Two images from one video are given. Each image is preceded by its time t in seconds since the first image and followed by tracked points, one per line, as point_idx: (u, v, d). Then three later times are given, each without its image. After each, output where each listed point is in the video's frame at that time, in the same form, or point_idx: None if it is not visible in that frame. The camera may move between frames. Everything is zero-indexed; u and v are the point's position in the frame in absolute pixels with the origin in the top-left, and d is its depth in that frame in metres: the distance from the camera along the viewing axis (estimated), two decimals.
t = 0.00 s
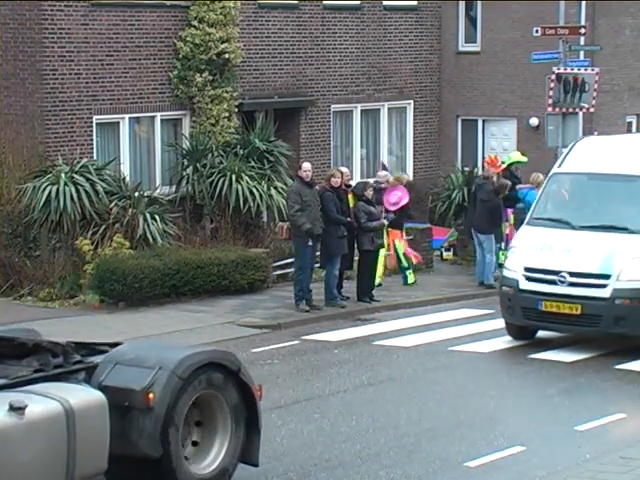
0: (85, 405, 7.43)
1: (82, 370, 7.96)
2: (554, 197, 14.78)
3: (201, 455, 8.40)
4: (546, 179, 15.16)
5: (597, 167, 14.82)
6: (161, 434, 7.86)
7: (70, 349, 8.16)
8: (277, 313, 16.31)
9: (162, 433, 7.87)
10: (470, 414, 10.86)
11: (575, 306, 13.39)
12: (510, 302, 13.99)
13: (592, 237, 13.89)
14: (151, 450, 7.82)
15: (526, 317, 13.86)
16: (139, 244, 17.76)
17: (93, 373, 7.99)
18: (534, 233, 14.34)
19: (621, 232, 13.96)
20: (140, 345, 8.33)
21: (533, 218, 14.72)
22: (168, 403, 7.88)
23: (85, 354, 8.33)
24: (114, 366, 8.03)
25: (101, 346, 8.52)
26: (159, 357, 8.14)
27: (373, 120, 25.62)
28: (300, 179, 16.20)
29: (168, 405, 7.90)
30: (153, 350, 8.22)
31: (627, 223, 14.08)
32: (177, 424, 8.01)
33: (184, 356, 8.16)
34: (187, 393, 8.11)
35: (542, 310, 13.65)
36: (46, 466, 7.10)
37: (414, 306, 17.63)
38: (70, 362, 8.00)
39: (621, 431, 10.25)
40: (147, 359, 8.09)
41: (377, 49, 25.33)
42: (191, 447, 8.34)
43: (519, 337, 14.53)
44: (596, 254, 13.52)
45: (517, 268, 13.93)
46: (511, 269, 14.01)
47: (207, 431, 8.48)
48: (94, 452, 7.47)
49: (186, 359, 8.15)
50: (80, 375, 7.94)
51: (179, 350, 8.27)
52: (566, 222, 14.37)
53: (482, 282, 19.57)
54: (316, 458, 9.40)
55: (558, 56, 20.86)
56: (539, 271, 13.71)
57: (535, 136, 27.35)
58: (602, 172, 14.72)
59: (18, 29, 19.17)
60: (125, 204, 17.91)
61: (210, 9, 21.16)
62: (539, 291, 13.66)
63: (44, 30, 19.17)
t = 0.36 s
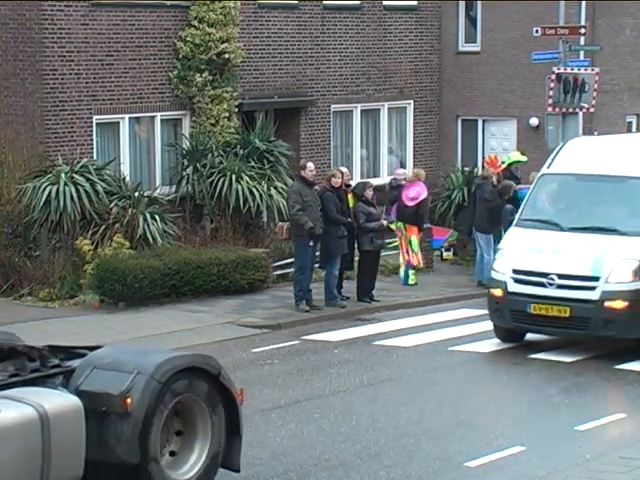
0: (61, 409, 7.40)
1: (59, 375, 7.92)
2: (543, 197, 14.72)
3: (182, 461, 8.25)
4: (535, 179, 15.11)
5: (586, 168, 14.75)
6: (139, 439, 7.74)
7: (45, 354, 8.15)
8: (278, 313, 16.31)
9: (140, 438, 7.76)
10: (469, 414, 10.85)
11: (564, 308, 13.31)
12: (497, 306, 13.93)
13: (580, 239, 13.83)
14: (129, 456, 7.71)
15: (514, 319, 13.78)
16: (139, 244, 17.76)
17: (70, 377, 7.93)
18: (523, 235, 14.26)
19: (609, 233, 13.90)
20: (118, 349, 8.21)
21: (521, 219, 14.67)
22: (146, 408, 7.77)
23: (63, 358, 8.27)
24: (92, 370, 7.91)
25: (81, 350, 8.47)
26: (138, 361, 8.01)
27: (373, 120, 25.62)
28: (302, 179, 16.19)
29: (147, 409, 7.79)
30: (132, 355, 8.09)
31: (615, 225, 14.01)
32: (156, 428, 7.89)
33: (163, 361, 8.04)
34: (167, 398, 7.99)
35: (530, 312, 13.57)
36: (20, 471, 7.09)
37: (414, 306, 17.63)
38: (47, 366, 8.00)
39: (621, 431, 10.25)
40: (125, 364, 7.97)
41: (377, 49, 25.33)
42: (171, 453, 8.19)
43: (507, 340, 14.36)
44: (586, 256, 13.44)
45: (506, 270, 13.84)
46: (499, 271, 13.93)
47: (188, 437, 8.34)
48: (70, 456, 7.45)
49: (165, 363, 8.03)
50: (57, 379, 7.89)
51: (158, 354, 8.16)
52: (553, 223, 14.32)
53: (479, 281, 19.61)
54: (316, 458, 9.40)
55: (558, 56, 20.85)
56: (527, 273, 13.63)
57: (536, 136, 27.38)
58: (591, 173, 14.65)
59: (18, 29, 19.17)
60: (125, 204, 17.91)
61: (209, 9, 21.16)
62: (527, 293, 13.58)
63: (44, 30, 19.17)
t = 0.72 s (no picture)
0: (35, 413, 7.30)
1: (36, 379, 7.81)
2: (532, 199, 14.54)
3: (161, 465, 8.16)
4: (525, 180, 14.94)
5: (576, 169, 14.57)
6: (116, 445, 7.62)
7: (22, 358, 8.02)
8: (278, 313, 16.32)
9: (118, 443, 7.64)
10: (470, 414, 10.86)
11: (553, 311, 13.23)
12: (486, 307, 13.81)
13: (570, 240, 13.67)
14: (106, 461, 7.60)
15: (503, 322, 13.66)
16: (139, 244, 17.76)
17: (47, 381, 7.82)
18: (512, 236, 14.14)
19: (600, 235, 13.74)
20: (97, 352, 8.08)
21: (511, 221, 14.50)
22: (124, 413, 7.65)
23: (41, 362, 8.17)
24: (69, 375, 7.79)
25: (56, 353, 8.40)
26: (116, 365, 7.89)
27: (373, 120, 25.63)
28: (302, 179, 16.19)
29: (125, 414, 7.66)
30: (109, 358, 7.97)
31: (606, 226, 13.85)
32: (133, 433, 7.78)
33: (142, 365, 7.91)
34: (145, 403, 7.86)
35: (519, 314, 13.46)
36: None
37: (414, 306, 17.63)
38: (24, 371, 7.89)
39: (621, 431, 10.25)
40: (103, 368, 7.84)
41: (377, 49, 25.34)
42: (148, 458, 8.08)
43: (496, 343, 14.25)
44: (574, 257, 13.35)
45: (494, 272, 13.75)
46: (488, 273, 13.84)
47: (168, 442, 8.23)
48: (45, 460, 7.35)
49: (143, 368, 7.88)
50: (34, 383, 7.78)
51: (137, 358, 8.01)
52: (543, 225, 14.16)
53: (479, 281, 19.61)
54: (316, 459, 9.41)
55: (558, 56, 20.84)
56: (515, 275, 13.54)
57: (536, 135, 27.40)
58: (581, 173, 14.48)
59: (18, 28, 19.17)
60: (125, 204, 17.91)
61: (210, 9, 21.17)
62: (516, 295, 13.48)
63: (44, 30, 19.17)
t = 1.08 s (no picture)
0: (8, 419, 6.96)
1: (11, 384, 7.44)
2: (523, 201, 14.29)
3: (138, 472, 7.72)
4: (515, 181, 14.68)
5: (566, 169, 14.32)
6: (93, 451, 7.21)
7: None
8: (278, 313, 16.32)
9: (94, 450, 7.22)
10: (470, 414, 10.86)
11: (543, 313, 12.96)
12: (475, 309, 13.54)
13: (560, 242, 13.40)
14: (82, 468, 7.20)
15: (493, 324, 13.40)
16: (139, 244, 17.76)
17: (23, 386, 7.43)
18: (501, 237, 13.88)
19: (590, 236, 13.49)
20: (74, 356, 7.66)
21: (501, 222, 14.25)
22: (101, 418, 7.23)
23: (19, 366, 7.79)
24: (44, 380, 7.37)
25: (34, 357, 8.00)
26: (93, 369, 7.46)
27: (373, 120, 25.63)
28: (302, 179, 16.19)
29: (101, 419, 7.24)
30: (87, 362, 7.54)
31: (597, 227, 13.60)
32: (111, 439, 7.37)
33: (118, 368, 7.49)
34: (123, 408, 7.44)
35: (509, 317, 13.21)
36: None
37: (414, 306, 17.64)
38: None
39: (622, 431, 10.25)
40: (80, 372, 7.41)
41: (377, 49, 25.33)
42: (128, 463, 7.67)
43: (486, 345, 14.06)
44: (565, 258, 13.08)
45: (484, 274, 13.49)
46: (477, 275, 13.57)
47: (147, 448, 7.82)
48: (20, 467, 7.00)
49: (121, 371, 7.47)
50: (9, 389, 7.41)
51: (115, 362, 7.59)
52: (533, 226, 13.91)
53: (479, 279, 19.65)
54: (316, 459, 9.41)
55: (558, 56, 20.83)
56: (505, 277, 13.27)
57: (536, 135, 27.39)
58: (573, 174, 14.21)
59: (18, 28, 19.16)
60: (125, 204, 17.91)
61: (210, 9, 21.17)
62: (506, 298, 13.23)
63: (44, 30, 19.18)
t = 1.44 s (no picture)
0: None
1: None
2: (512, 201, 13.98)
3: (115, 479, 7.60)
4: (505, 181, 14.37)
5: (556, 170, 14.04)
6: (68, 456, 7.10)
7: None
8: (278, 312, 16.32)
9: (69, 457, 7.10)
10: (470, 414, 10.86)
11: (532, 315, 12.68)
12: (464, 311, 13.27)
13: (550, 243, 13.10)
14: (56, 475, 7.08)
15: (482, 326, 13.11)
16: (139, 244, 17.77)
17: None
18: (490, 239, 13.59)
19: (580, 238, 13.19)
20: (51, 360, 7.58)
21: (489, 223, 13.94)
22: (77, 423, 7.12)
23: None
24: (19, 384, 7.30)
25: (14, 361, 7.98)
26: (69, 374, 7.36)
27: (373, 120, 25.65)
28: (302, 179, 16.20)
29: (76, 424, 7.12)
30: (64, 365, 7.45)
31: (587, 229, 13.29)
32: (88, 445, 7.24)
33: (95, 373, 7.37)
34: (99, 413, 7.33)
35: (498, 319, 12.93)
36: None
37: (415, 306, 17.65)
38: None
39: (621, 431, 10.25)
40: (56, 377, 7.31)
41: (377, 49, 25.33)
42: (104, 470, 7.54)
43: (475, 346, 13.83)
44: (555, 260, 12.82)
45: (473, 275, 13.22)
46: (466, 277, 13.30)
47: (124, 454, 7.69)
48: None
49: (98, 376, 7.37)
50: None
51: (91, 366, 7.49)
52: (522, 227, 13.60)
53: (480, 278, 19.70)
54: (316, 458, 9.41)
55: (558, 56, 20.82)
56: (494, 279, 13.00)
57: (536, 135, 27.38)
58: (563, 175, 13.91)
59: (18, 28, 19.14)
60: (125, 205, 17.93)
61: (210, 9, 21.17)
62: (495, 299, 12.96)
63: (45, 30, 19.21)
